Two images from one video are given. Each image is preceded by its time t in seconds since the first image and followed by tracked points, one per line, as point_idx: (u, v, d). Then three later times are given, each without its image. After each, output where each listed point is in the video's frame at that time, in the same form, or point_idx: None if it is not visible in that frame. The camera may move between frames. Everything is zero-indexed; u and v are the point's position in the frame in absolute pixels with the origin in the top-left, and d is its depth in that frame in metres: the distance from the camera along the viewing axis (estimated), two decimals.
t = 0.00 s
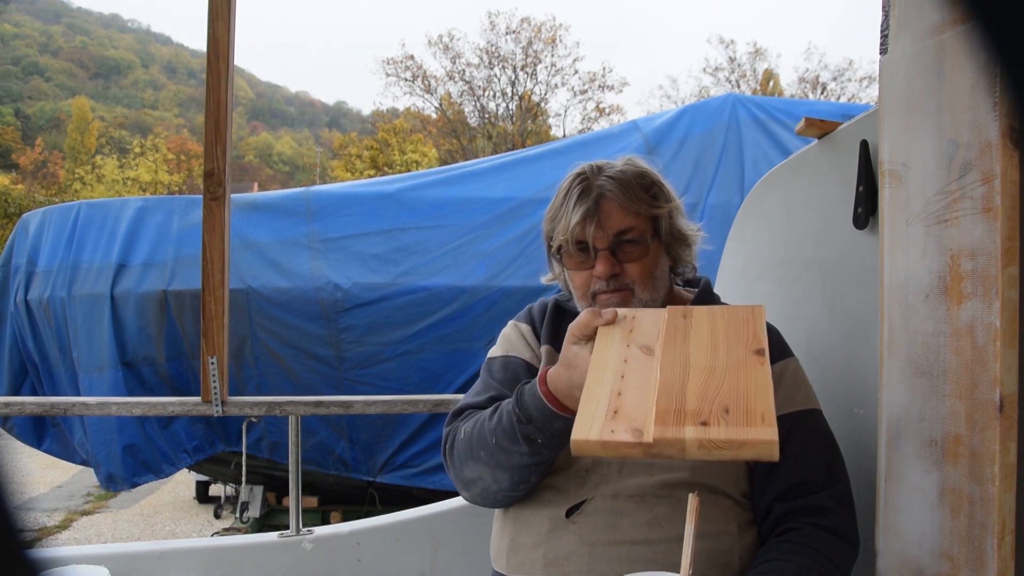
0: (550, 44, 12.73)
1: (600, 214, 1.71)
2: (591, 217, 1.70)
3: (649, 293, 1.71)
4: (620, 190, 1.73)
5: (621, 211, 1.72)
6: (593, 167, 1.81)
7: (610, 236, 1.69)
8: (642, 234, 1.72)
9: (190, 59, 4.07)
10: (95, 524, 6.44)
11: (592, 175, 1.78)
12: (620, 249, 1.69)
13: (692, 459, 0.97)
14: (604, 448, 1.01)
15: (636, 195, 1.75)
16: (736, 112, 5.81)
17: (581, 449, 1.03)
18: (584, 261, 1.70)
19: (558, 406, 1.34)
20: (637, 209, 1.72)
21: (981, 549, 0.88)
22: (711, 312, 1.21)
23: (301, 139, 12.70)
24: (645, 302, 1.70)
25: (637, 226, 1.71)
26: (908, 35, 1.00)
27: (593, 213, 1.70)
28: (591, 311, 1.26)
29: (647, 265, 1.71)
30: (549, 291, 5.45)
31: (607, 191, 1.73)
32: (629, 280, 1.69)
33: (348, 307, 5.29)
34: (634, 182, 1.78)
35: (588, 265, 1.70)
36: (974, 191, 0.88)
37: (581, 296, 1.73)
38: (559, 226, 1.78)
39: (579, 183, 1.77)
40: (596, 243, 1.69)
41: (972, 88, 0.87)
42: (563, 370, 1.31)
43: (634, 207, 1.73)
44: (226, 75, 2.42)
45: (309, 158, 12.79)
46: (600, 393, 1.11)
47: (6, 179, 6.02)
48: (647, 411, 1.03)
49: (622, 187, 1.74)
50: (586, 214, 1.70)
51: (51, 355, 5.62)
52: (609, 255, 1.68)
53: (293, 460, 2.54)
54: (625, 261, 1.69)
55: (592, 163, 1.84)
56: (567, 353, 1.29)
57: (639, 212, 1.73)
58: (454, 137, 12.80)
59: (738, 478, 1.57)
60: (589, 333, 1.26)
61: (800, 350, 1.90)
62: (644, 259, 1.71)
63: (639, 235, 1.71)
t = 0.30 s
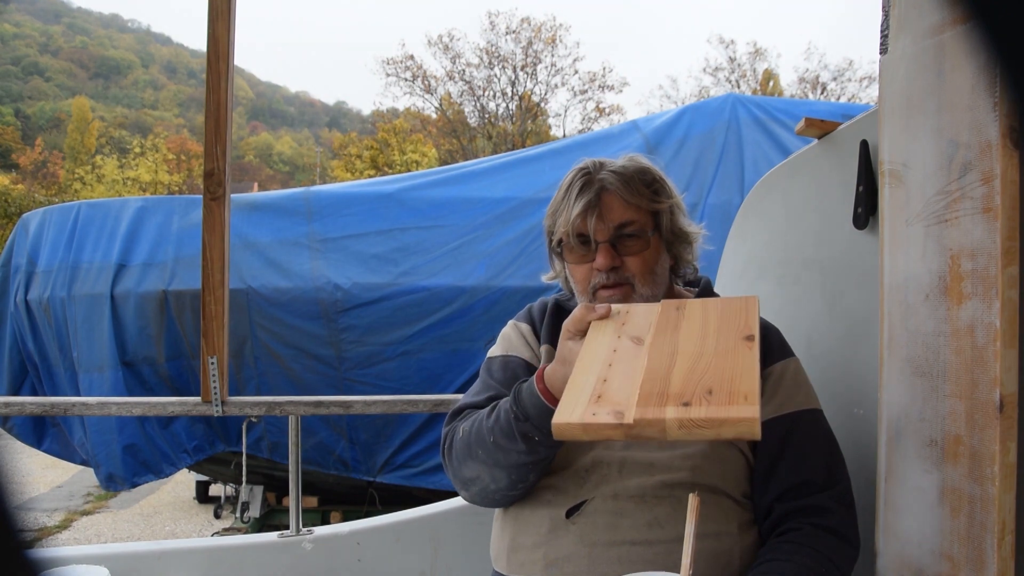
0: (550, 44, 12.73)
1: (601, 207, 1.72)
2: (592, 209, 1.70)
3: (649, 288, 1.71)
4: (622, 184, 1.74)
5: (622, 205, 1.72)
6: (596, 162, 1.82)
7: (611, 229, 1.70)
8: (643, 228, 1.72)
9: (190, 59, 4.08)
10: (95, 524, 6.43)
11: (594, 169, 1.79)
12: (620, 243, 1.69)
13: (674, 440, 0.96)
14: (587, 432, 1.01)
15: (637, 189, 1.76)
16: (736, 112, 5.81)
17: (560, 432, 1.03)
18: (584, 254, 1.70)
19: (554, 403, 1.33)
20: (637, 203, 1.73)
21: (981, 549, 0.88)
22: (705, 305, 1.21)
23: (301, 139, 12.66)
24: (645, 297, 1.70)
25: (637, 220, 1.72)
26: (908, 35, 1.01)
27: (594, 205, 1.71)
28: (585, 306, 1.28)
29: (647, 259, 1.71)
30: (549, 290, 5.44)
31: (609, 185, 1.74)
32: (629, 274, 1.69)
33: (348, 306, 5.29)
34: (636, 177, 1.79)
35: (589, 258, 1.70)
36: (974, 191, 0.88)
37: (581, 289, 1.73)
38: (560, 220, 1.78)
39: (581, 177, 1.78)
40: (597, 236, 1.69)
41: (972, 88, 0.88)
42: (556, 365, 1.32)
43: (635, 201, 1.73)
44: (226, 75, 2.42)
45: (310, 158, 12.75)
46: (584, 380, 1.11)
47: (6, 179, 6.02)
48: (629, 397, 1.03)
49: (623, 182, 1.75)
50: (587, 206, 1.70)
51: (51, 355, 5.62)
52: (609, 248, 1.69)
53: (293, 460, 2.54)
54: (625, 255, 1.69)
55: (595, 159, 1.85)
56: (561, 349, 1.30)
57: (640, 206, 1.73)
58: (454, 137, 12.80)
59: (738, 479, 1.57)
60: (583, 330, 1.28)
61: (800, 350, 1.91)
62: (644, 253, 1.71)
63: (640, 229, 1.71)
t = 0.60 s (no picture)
0: (550, 44, 12.73)
1: (608, 195, 1.72)
2: (599, 195, 1.71)
3: (652, 280, 1.71)
4: (629, 173, 1.75)
5: (628, 193, 1.73)
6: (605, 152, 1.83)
7: (616, 217, 1.71)
8: (648, 219, 1.73)
9: (190, 59, 4.08)
10: (95, 524, 6.43)
11: (603, 158, 1.80)
12: (624, 232, 1.70)
13: (619, 445, 0.94)
14: (532, 434, 1.00)
15: (645, 180, 1.77)
16: (736, 112, 5.80)
17: (510, 433, 1.01)
18: (588, 240, 1.71)
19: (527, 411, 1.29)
20: (644, 193, 1.74)
21: (980, 549, 0.90)
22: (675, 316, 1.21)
23: (301, 139, 12.57)
24: (647, 288, 1.70)
25: (642, 209, 1.72)
26: (908, 35, 1.02)
27: (601, 192, 1.72)
28: (557, 317, 1.29)
29: (650, 249, 1.72)
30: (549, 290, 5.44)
31: (617, 173, 1.74)
32: (632, 263, 1.69)
33: (348, 306, 5.29)
34: (644, 169, 1.80)
35: (592, 245, 1.71)
36: (974, 191, 0.89)
37: (583, 278, 1.73)
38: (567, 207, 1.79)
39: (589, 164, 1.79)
40: (601, 223, 1.70)
41: (972, 88, 0.89)
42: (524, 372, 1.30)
43: (642, 192, 1.74)
44: (226, 75, 2.42)
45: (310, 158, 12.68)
46: (541, 384, 1.11)
47: (6, 179, 6.03)
48: (580, 400, 1.03)
49: (631, 171, 1.76)
50: (593, 192, 1.71)
51: (51, 355, 5.61)
52: (613, 236, 1.70)
53: (293, 460, 2.53)
54: (628, 244, 1.70)
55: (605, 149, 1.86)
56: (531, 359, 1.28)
57: (646, 197, 1.74)
58: (454, 137, 12.80)
59: (738, 480, 1.56)
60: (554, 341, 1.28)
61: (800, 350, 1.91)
62: (648, 243, 1.71)
63: (644, 219, 1.72)
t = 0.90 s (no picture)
0: (550, 44, 12.74)
1: (597, 206, 1.77)
2: (588, 207, 1.77)
3: (638, 294, 1.73)
4: (622, 184, 1.78)
5: (619, 206, 1.77)
6: (606, 159, 1.86)
7: (603, 230, 1.76)
8: (636, 232, 1.77)
9: (190, 59, 4.08)
10: (95, 524, 6.43)
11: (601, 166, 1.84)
12: (610, 245, 1.76)
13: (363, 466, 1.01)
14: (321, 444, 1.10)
15: (638, 190, 1.79)
16: (736, 112, 5.80)
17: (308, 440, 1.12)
18: (577, 251, 1.79)
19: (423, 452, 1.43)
20: (634, 205, 1.77)
21: (981, 548, 0.92)
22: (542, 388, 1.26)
23: (302, 139, 12.39)
24: (632, 302, 1.72)
25: (630, 223, 1.76)
26: (907, 34, 1.03)
27: (590, 203, 1.77)
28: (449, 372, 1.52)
29: (637, 263, 1.76)
30: (549, 291, 5.45)
31: (608, 184, 1.78)
32: (616, 277, 1.75)
33: (348, 306, 5.29)
34: (640, 179, 1.81)
35: (581, 256, 1.79)
36: (974, 191, 0.91)
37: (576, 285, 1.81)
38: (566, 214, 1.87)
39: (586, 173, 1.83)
40: (589, 236, 1.76)
41: (972, 89, 0.90)
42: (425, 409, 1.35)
43: (631, 204, 1.77)
44: (226, 74, 2.43)
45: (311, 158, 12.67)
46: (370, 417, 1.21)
47: (6, 179, 6.03)
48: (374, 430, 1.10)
49: (624, 182, 1.79)
50: (582, 203, 1.77)
51: (51, 356, 5.61)
52: (599, 248, 1.76)
53: (293, 461, 2.54)
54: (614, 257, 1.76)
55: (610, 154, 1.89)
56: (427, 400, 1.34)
57: (636, 209, 1.77)
58: (454, 137, 12.78)
59: (743, 486, 1.56)
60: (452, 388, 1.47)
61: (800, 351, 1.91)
62: (634, 257, 1.75)
63: (631, 233, 1.76)
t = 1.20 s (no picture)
0: (550, 44, 12.77)
1: (557, 216, 1.79)
2: (548, 219, 1.79)
3: (597, 303, 1.73)
4: (579, 195, 1.77)
5: (576, 217, 1.77)
6: (576, 165, 1.85)
7: (563, 241, 1.78)
8: (593, 244, 1.76)
9: (190, 59, 4.08)
10: (95, 524, 6.43)
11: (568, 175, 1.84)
12: (570, 256, 1.77)
13: None
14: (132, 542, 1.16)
15: (596, 201, 1.77)
16: (736, 112, 5.80)
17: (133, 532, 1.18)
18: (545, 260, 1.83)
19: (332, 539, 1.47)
20: (590, 216, 1.76)
21: (981, 549, 0.92)
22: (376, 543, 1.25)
23: (301, 139, 11.99)
24: (590, 312, 1.73)
25: (586, 234, 1.76)
26: (908, 34, 1.03)
27: (550, 215, 1.79)
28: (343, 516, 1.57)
29: (595, 275, 1.75)
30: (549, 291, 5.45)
31: (566, 194, 1.79)
32: (575, 288, 1.76)
33: (348, 307, 5.29)
34: (602, 187, 1.79)
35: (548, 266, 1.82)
36: (974, 191, 0.91)
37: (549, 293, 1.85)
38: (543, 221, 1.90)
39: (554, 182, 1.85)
40: (551, 247, 1.80)
41: (972, 89, 0.91)
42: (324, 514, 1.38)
43: (587, 214, 1.76)
44: (226, 75, 2.43)
45: (312, 158, 12.62)
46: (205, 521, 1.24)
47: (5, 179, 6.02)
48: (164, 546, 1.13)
49: (583, 192, 1.78)
50: (543, 215, 1.80)
51: (50, 355, 5.61)
52: (560, 259, 1.78)
53: (294, 460, 2.54)
54: (573, 268, 1.77)
55: (584, 160, 1.87)
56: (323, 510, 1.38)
57: (592, 221, 1.76)
58: (455, 137, 12.77)
59: (735, 487, 1.57)
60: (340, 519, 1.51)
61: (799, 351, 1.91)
62: (591, 269, 1.75)
63: (587, 245, 1.76)
